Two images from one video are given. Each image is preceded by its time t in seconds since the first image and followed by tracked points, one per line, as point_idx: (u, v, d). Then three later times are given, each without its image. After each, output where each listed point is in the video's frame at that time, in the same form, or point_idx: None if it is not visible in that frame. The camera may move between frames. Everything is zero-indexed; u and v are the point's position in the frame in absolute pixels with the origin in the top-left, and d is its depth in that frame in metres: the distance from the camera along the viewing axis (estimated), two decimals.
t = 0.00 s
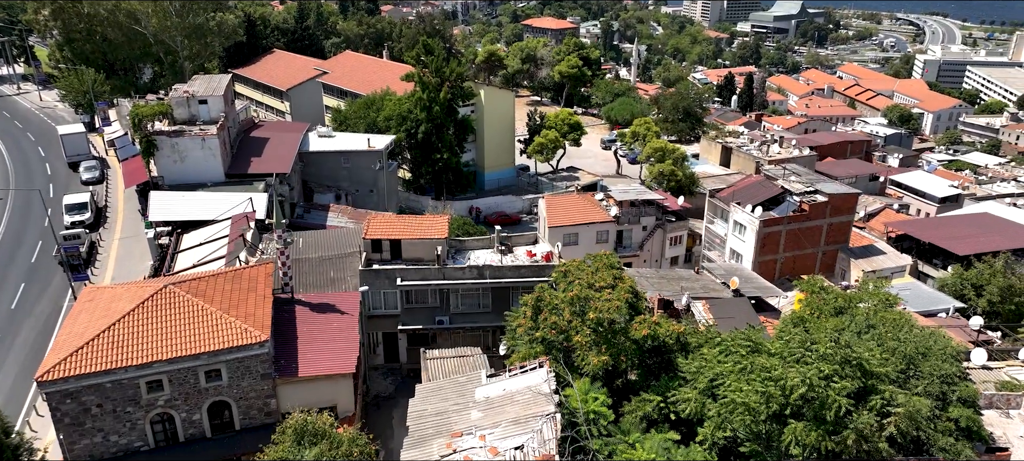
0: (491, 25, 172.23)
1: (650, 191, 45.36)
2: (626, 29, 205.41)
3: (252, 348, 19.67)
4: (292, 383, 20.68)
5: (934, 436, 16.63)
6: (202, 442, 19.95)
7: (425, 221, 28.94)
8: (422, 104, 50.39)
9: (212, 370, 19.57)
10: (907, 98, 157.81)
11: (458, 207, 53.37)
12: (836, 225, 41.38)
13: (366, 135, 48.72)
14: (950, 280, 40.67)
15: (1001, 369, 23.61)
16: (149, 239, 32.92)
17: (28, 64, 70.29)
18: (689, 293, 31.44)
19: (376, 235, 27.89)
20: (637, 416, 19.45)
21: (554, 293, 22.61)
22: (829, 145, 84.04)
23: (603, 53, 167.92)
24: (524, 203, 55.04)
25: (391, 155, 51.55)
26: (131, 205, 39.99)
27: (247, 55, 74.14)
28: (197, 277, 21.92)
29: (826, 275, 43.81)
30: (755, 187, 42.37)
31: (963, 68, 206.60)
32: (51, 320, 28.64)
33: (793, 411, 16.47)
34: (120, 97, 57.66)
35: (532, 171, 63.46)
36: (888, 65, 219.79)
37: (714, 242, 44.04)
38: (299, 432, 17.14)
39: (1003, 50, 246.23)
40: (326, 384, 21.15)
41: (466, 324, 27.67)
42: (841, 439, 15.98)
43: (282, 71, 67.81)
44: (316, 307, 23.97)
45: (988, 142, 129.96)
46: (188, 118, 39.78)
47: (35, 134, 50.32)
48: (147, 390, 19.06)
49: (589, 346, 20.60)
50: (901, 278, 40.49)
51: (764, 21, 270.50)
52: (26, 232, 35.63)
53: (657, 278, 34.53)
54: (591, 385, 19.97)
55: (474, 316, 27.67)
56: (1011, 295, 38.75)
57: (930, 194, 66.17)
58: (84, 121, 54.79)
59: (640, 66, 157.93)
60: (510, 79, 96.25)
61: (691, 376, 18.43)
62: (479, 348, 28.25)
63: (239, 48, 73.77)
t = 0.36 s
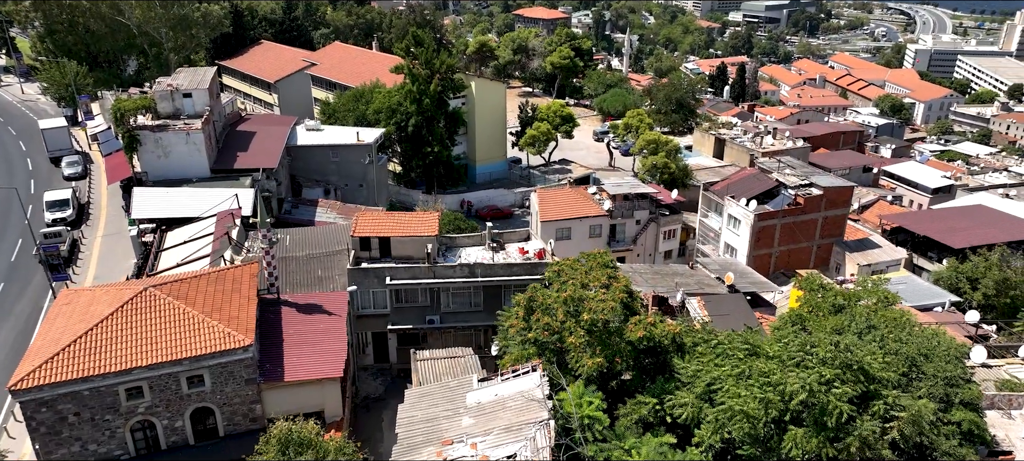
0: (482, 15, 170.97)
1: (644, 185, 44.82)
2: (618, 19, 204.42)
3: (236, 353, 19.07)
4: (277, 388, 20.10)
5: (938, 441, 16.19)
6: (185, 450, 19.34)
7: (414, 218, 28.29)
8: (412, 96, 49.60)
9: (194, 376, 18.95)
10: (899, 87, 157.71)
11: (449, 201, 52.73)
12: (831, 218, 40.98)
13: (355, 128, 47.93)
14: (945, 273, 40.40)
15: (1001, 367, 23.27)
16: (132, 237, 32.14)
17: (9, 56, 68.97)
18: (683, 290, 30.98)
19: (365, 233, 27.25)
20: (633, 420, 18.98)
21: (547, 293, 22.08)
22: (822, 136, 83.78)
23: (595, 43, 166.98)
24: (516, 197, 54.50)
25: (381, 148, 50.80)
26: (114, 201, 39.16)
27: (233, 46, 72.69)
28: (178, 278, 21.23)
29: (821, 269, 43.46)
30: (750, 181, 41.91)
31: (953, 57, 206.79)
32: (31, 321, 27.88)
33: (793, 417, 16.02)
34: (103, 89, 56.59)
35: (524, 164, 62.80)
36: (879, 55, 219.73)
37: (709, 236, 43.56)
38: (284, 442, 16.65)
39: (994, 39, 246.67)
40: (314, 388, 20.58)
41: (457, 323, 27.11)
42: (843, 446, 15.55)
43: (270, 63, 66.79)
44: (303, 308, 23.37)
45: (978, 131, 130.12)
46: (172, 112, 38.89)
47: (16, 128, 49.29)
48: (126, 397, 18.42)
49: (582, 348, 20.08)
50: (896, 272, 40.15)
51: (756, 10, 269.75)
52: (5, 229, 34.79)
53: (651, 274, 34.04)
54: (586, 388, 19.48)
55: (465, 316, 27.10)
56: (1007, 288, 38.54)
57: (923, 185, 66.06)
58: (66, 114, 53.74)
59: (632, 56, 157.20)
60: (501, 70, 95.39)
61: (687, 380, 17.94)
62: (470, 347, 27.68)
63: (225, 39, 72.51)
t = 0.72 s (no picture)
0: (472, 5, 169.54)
1: (636, 178, 44.26)
2: (609, 8, 203.32)
3: (218, 359, 18.43)
4: (260, 393, 19.47)
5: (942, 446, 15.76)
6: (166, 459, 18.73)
7: (403, 214, 27.65)
8: (400, 88, 48.74)
9: (174, 383, 18.30)
10: (889, 77, 157.60)
11: (439, 194, 52.08)
12: (826, 211, 40.59)
13: (343, 121, 47.09)
14: (940, 266, 40.14)
15: (1000, 365, 22.95)
16: (113, 235, 31.34)
17: None
18: (678, 286, 30.51)
19: (351, 230, 26.58)
20: (627, 424, 18.48)
21: (539, 293, 21.54)
22: (813, 127, 83.49)
23: (585, 33, 165.98)
24: (507, 190, 53.93)
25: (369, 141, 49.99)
26: (95, 197, 38.30)
27: (219, 37, 71.77)
28: (158, 281, 20.52)
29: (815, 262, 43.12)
30: (743, 173, 41.46)
31: (944, 46, 206.95)
32: (8, 323, 27.14)
33: (792, 424, 15.59)
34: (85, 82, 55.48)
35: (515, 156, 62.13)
36: (870, 43, 219.58)
37: (702, 229, 43.08)
38: (266, 453, 16.10)
39: (983, 28, 247.05)
40: (299, 393, 19.94)
41: (448, 322, 26.52)
42: (845, 453, 15.07)
43: (257, 54, 65.78)
44: (289, 311, 22.76)
45: (968, 120, 130.17)
46: (155, 106, 37.97)
47: None
48: (103, 406, 17.76)
49: (576, 349, 19.60)
50: (891, 265, 39.82)
51: None
52: None
53: (644, 269, 33.54)
54: (579, 392, 18.96)
55: (456, 315, 26.53)
56: (1001, 281, 38.33)
57: (914, 175, 65.43)
58: (47, 107, 52.62)
59: (623, 46, 156.30)
60: (492, 60, 94.40)
61: (684, 383, 17.45)
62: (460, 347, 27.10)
63: (211, 29, 71.52)
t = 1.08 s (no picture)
0: None
1: (629, 171, 43.70)
2: None
3: (199, 365, 17.83)
4: (243, 399, 18.93)
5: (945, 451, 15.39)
6: None
7: (392, 212, 27.07)
8: (389, 81, 47.91)
9: (154, 391, 17.70)
10: (879, 66, 157.53)
11: (429, 188, 51.43)
12: (819, 204, 40.25)
13: (331, 114, 46.28)
14: (934, 258, 39.94)
15: (998, 363, 22.69)
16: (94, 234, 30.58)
17: None
18: (671, 282, 30.13)
19: (338, 229, 25.97)
20: (621, 428, 18.06)
21: (531, 294, 21.07)
22: (805, 117, 83.21)
23: (576, 22, 164.97)
24: (498, 183, 53.36)
25: (357, 135, 49.23)
26: (76, 194, 37.43)
27: (205, 28, 70.69)
28: (136, 284, 19.86)
29: (807, 255, 42.83)
30: (736, 166, 41.06)
31: (933, 35, 207.24)
32: None
33: (791, 430, 15.23)
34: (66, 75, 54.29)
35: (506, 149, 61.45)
36: (860, 32, 219.58)
37: (694, 223, 42.61)
38: None
39: (972, 16, 247.53)
40: (284, 399, 19.40)
41: (437, 322, 25.99)
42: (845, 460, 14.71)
43: (242, 45, 64.69)
44: (274, 313, 22.18)
45: (958, 109, 130.33)
46: (136, 100, 37.07)
47: None
48: (80, 416, 17.14)
49: (569, 352, 19.19)
50: (884, 258, 39.55)
51: None
52: None
53: (637, 265, 33.10)
54: (573, 396, 18.54)
55: (446, 314, 26.00)
56: (994, 274, 38.16)
57: (906, 165, 65.18)
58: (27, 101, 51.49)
59: (614, 35, 155.46)
60: (482, 51, 93.44)
61: (679, 388, 17.08)
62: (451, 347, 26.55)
63: (196, 21, 70.38)
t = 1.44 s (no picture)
0: None
1: (621, 164, 43.12)
2: None
3: (179, 373, 17.22)
4: (226, 407, 18.29)
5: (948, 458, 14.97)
6: None
7: (380, 209, 26.42)
8: (377, 73, 47.05)
9: (132, 400, 17.10)
10: (870, 55, 157.36)
11: (418, 182, 50.76)
12: (813, 197, 39.85)
13: (318, 107, 45.45)
14: (928, 251, 39.66)
15: (997, 361, 22.33)
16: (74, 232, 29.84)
17: None
18: (665, 279, 29.79)
19: (324, 227, 25.31)
20: (616, 433, 17.59)
21: (523, 296, 20.55)
22: (797, 107, 82.84)
23: (566, 12, 163.92)
24: (488, 176, 52.74)
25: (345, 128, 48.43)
26: (56, 191, 36.61)
27: (189, 19, 69.43)
28: (114, 288, 19.18)
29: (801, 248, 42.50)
30: (729, 159, 40.62)
31: (923, 23, 207.21)
32: None
33: (791, 437, 14.80)
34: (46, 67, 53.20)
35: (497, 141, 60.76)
36: (851, 21, 219.40)
37: (687, 216, 42.19)
38: None
39: (961, 5, 247.87)
40: (269, 406, 18.75)
41: (427, 322, 25.43)
42: None
43: (228, 36, 63.59)
44: (258, 315, 21.58)
45: (948, 98, 130.36)
46: (117, 94, 36.15)
47: None
48: (54, 427, 16.52)
49: (561, 356, 18.71)
50: (878, 251, 39.12)
51: None
52: None
53: (630, 261, 32.64)
54: (566, 401, 18.06)
55: (436, 314, 25.44)
56: (988, 267, 37.91)
57: (897, 155, 64.85)
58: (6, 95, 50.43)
59: (604, 25, 154.52)
60: (472, 41, 92.48)
61: (675, 393, 16.62)
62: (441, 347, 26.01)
63: (180, 12, 68.95)
